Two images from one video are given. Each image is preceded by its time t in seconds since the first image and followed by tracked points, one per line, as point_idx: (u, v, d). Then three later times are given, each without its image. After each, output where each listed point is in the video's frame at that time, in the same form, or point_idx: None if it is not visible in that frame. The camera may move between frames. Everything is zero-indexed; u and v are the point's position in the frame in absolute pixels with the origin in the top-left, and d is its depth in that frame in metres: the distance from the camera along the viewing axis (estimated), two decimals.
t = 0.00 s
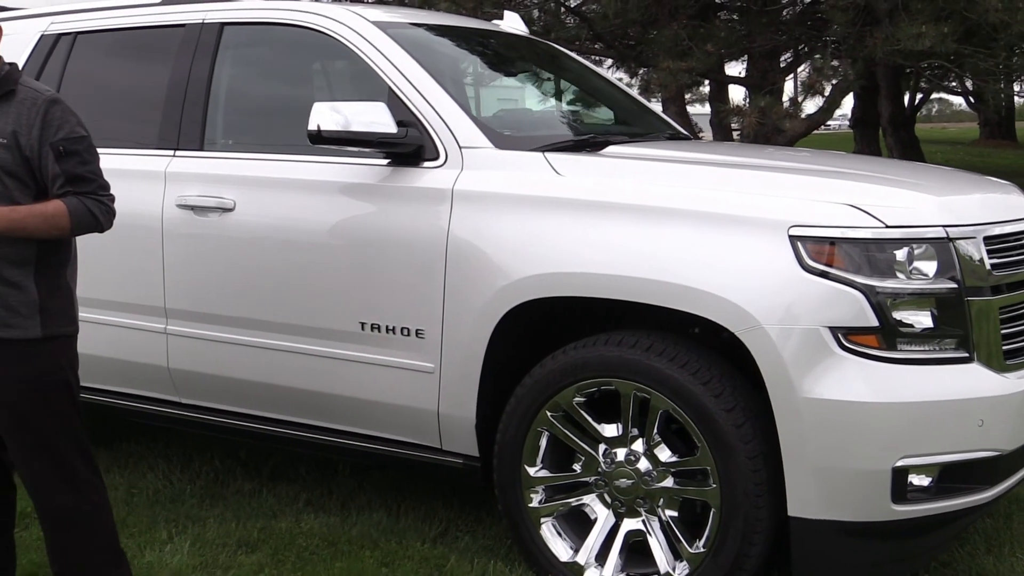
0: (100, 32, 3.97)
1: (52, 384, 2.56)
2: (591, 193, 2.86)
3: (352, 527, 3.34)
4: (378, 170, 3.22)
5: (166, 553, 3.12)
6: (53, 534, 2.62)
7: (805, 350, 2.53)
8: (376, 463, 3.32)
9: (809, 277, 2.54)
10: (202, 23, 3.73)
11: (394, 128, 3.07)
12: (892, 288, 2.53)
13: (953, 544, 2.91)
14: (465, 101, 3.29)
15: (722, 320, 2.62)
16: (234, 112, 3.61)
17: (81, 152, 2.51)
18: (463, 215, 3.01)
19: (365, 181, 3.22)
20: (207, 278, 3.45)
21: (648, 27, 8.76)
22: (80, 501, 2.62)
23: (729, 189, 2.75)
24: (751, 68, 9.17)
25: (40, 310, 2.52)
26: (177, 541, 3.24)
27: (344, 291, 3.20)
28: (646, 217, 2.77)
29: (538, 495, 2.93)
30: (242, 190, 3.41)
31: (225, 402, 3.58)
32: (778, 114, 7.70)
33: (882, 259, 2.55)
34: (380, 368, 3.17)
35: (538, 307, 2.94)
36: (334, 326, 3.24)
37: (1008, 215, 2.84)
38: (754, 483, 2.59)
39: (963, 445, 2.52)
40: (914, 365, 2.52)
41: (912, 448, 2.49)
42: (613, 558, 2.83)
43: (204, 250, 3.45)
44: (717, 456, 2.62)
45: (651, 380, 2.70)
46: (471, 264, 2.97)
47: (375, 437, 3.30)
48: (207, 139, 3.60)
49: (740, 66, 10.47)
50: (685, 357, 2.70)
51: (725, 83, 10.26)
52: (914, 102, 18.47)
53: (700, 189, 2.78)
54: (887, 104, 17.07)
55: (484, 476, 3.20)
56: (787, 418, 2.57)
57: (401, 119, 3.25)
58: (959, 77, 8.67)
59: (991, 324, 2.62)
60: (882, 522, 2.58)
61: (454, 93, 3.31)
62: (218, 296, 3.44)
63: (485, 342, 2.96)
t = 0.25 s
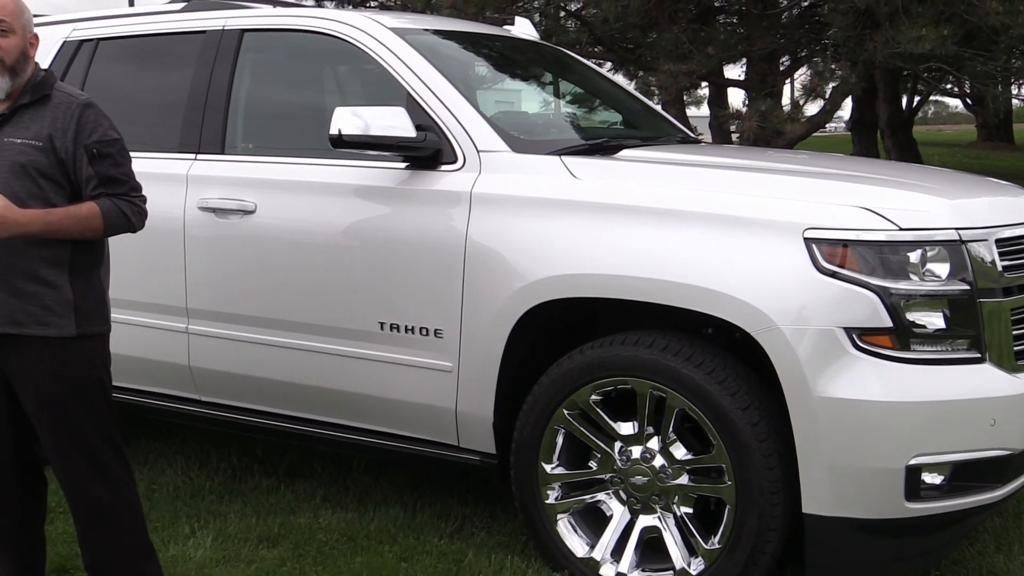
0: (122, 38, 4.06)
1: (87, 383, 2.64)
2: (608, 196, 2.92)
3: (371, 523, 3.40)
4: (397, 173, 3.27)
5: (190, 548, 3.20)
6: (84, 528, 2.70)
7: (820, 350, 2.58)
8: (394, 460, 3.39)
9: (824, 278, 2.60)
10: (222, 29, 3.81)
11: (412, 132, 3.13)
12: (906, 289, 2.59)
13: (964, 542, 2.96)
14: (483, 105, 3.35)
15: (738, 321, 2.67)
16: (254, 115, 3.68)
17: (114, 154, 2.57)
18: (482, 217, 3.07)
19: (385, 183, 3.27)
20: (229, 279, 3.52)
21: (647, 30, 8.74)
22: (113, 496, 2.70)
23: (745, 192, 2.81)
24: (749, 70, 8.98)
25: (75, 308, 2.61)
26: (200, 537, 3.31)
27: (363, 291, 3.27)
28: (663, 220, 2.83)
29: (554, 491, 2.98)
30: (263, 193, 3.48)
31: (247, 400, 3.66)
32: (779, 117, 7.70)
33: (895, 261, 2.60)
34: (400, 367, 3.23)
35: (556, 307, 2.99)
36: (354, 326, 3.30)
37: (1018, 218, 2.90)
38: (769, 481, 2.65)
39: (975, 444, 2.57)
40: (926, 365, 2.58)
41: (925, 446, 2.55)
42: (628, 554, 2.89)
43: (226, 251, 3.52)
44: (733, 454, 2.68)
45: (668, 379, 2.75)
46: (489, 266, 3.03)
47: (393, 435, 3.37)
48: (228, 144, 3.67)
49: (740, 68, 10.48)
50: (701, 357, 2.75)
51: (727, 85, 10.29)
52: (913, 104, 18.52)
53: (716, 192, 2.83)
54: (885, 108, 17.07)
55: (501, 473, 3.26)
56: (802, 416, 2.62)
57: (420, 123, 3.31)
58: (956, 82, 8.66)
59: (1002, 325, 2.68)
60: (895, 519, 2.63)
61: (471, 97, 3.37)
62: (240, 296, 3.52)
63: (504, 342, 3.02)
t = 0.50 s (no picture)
0: (143, 41, 4.12)
1: (116, 379, 2.69)
2: (626, 198, 2.97)
3: (388, 520, 3.45)
4: (416, 175, 3.32)
5: (210, 543, 3.24)
6: (110, 522, 2.73)
7: (835, 350, 2.63)
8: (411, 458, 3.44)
9: (839, 280, 2.65)
10: (242, 33, 3.87)
11: (432, 135, 3.18)
12: (919, 291, 2.63)
13: (973, 540, 3.01)
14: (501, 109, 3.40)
15: (754, 321, 2.72)
16: (273, 116, 3.74)
17: (141, 156, 2.62)
18: (500, 219, 3.12)
19: (404, 185, 3.33)
20: (248, 279, 3.58)
21: (649, 32, 8.70)
22: (140, 491, 2.74)
23: (761, 195, 2.86)
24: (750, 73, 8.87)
25: (105, 307, 2.65)
26: (221, 532, 3.36)
27: (382, 291, 3.32)
28: (679, 222, 2.88)
29: (570, 488, 3.03)
30: (283, 194, 3.53)
31: (265, 399, 3.72)
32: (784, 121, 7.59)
33: (909, 263, 2.65)
34: (418, 366, 3.29)
35: (573, 308, 3.04)
36: (372, 325, 3.35)
37: None
38: (783, 478, 2.69)
39: (986, 443, 2.62)
40: (938, 366, 2.63)
41: (937, 445, 2.60)
42: (643, 551, 2.93)
43: (246, 251, 3.57)
44: (748, 452, 2.72)
45: (684, 378, 2.80)
46: (508, 267, 3.08)
47: (411, 433, 3.42)
48: (247, 146, 3.73)
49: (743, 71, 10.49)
50: (717, 357, 2.80)
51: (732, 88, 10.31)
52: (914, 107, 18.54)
53: (732, 195, 2.88)
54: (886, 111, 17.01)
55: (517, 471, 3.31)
56: (817, 415, 2.67)
57: (438, 126, 3.36)
58: (959, 85, 8.68)
59: (1013, 326, 2.73)
60: (908, 516, 2.68)
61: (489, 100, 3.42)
62: (259, 295, 3.57)
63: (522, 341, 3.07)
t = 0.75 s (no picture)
0: (161, 42, 4.17)
1: (139, 376, 2.68)
2: (642, 200, 3.03)
3: (404, 517, 3.49)
4: (434, 177, 3.38)
5: (229, 539, 3.28)
6: (132, 518, 2.73)
7: (849, 350, 2.68)
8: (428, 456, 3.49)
9: (853, 281, 2.70)
10: (260, 34, 3.91)
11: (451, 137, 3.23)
12: (931, 292, 2.68)
13: (981, 537, 3.06)
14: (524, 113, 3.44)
15: (769, 321, 2.78)
16: (291, 117, 3.78)
17: (168, 156, 2.67)
18: (519, 220, 3.18)
19: (422, 187, 3.38)
20: (266, 279, 3.62)
21: (652, 37, 8.64)
22: (163, 488, 2.73)
23: (775, 198, 2.91)
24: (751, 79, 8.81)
25: (129, 304, 2.65)
26: (238, 529, 3.40)
27: (400, 291, 3.37)
28: (695, 224, 2.93)
29: (587, 486, 3.08)
30: (302, 196, 3.58)
31: (280, 398, 3.76)
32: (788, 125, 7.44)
33: (921, 265, 2.70)
34: (435, 365, 3.34)
35: (590, 308, 3.10)
36: (390, 324, 3.40)
37: None
38: (797, 476, 2.74)
39: (997, 441, 2.67)
40: (950, 365, 2.68)
41: (949, 443, 2.64)
42: (659, 547, 2.99)
43: (265, 251, 3.62)
44: (763, 450, 2.78)
45: (700, 377, 2.85)
46: (526, 267, 3.13)
47: (428, 431, 3.47)
48: (265, 146, 3.77)
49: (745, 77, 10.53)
50: (732, 356, 2.85)
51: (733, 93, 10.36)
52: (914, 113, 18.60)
53: (746, 197, 2.94)
54: (884, 116, 16.97)
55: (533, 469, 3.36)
56: (831, 414, 2.72)
57: (457, 128, 3.41)
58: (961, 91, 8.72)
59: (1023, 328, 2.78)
60: (920, 513, 2.73)
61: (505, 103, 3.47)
62: (277, 295, 3.61)
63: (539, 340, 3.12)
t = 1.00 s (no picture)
0: (175, 42, 4.20)
1: (163, 373, 2.70)
2: (658, 202, 3.07)
3: (418, 514, 3.53)
4: (451, 177, 3.42)
5: (246, 533, 3.31)
6: (157, 514, 2.76)
7: (862, 349, 2.73)
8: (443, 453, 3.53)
9: (866, 281, 2.75)
10: (275, 34, 3.94)
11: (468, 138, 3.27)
12: (942, 293, 2.73)
13: (986, 533, 3.12)
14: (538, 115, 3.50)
15: (784, 321, 2.82)
16: (306, 116, 3.82)
17: (194, 156, 2.70)
18: (536, 220, 3.23)
19: (438, 187, 3.42)
20: (282, 277, 3.66)
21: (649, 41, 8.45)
22: (187, 482, 2.77)
23: (789, 200, 2.96)
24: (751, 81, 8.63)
25: (153, 302, 2.67)
26: (255, 525, 3.42)
27: (416, 290, 3.41)
28: (711, 225, 2.98)
29: (602, 482, 3.13)
30: (317, 195, 3.61)
31: (294, 395, 3.79)
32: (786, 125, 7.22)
33: (932, 267, 2.75)
34: (451, 363, 3.38)
35: (605, 307, 3.15)
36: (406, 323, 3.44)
37: None
38: (811, 472, 2.79)
39: (1007, 439, 2.71)
40: (960, 365, 2.72)
41: (960, 441, 2.68)
42: (673, 542, 3.05)
43: (279, 249, 3.64)
44: (777, 447, 2.82)
45: (715, 376, 2.90)
46: (543, 267, 3.18)
47: (443, 429, 3.52)
48: (281, 145, 3.81)
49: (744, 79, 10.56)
50: (747, 355, 2.90)
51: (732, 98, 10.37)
52: (910, 116, 18.64)
53: (761, 199, 2.99)
54: (879, 117, 16.89)
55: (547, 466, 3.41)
56: (843, 412, 2.77)
57: (473, 129, 3.46)
58: (958, 95, 8.76)
59: None
60: (932, 509, 2.78)
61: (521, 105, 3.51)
62: (293, 292, 3.65)
63: (555, 339, 3.17)
